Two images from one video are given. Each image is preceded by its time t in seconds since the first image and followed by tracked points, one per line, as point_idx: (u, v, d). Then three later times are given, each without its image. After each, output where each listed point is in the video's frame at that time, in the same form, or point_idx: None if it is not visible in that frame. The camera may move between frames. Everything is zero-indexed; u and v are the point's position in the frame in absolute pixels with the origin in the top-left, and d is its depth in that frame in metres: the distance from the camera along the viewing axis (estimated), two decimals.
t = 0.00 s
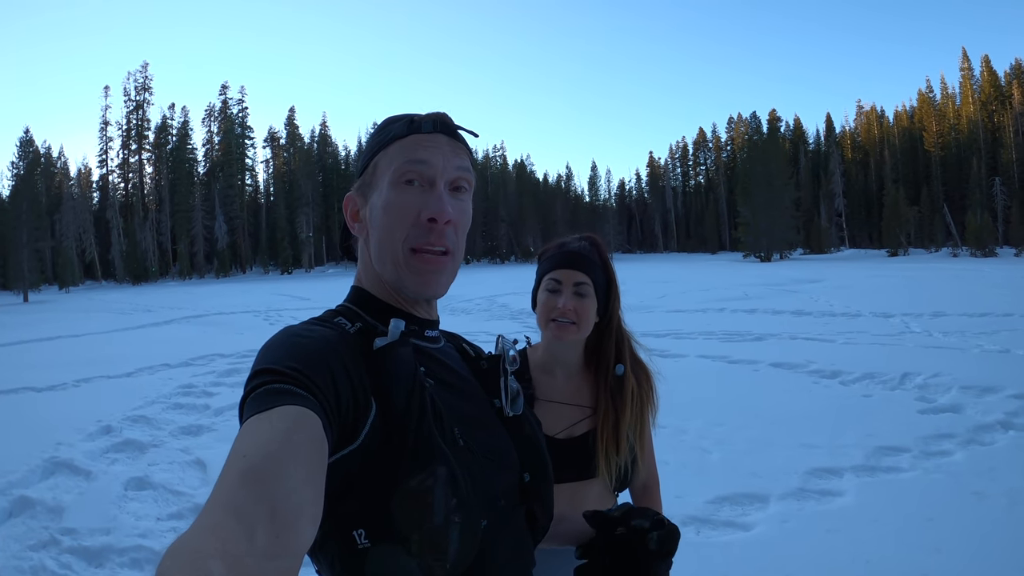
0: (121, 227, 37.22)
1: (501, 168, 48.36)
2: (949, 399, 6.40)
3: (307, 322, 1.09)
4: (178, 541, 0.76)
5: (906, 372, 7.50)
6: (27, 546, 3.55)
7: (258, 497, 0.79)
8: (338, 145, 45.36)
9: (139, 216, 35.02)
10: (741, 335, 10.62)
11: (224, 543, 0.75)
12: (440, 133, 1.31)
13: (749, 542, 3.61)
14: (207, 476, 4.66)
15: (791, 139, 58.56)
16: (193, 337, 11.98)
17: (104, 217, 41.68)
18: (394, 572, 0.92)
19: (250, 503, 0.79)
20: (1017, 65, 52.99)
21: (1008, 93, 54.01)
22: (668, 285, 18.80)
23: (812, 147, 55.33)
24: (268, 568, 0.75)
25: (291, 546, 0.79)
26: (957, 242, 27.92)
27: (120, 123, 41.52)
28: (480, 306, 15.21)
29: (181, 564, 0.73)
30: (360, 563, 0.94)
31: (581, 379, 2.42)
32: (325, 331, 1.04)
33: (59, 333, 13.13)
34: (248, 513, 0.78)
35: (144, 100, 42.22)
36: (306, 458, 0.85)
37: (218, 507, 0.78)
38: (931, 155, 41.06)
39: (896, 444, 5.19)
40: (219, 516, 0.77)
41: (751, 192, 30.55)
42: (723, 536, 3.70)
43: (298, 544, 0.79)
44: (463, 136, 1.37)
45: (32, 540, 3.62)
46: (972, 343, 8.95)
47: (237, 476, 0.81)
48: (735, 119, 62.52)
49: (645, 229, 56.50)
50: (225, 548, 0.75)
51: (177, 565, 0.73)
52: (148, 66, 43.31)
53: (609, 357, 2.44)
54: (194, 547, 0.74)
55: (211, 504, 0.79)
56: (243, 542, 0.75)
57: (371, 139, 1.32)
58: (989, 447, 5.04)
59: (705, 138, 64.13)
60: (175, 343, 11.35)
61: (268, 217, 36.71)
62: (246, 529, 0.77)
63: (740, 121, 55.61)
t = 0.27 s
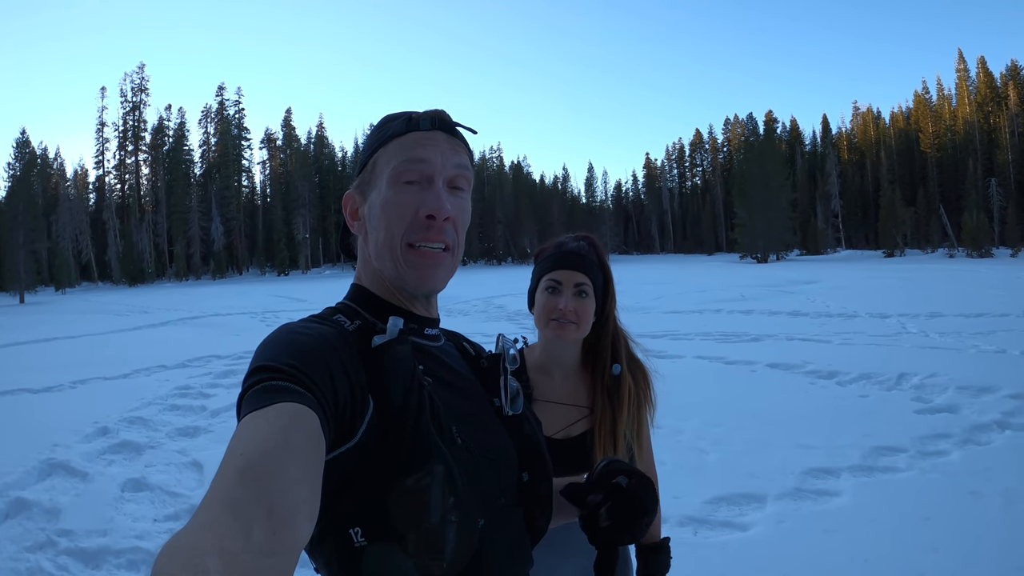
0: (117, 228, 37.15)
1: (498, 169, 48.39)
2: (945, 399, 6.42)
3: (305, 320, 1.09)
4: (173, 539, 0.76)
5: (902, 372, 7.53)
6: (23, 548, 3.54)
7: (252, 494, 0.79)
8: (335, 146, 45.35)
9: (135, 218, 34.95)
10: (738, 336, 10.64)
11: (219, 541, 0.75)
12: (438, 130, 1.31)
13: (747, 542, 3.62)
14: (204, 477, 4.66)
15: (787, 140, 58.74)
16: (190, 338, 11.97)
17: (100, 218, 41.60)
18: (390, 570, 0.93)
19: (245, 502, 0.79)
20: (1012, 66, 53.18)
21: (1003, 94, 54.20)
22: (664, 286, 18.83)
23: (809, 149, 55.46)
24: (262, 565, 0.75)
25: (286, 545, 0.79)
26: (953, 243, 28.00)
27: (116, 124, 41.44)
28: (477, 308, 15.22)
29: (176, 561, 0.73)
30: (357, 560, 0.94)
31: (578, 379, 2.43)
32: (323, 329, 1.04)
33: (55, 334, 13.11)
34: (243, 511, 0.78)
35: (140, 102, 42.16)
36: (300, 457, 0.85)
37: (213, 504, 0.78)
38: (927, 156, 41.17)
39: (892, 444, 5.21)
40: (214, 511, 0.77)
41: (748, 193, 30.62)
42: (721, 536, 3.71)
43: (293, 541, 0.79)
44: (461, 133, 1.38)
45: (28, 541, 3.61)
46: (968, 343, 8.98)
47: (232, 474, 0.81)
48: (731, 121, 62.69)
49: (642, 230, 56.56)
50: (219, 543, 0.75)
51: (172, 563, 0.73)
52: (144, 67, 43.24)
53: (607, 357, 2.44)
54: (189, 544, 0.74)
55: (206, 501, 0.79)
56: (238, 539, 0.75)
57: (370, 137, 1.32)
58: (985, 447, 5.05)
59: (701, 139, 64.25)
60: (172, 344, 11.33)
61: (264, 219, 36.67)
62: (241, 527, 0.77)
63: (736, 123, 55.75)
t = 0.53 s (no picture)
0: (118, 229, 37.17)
1: (498, 169, 48.38)
2: (945, 399, 6.42)
3: (300, 322, 1.09)
4: (164, 545, 0.75)
5: (903, 372, 7.52)
6: (23, 548, 3.54)
7: (244, 499, 0.79)
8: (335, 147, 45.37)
9: (136, 218, 35.00)
10: (739, 336, 10.63)
11: (210, 547, 0.75)
12: (433, 128, 1.31)
13: (746, 542, 3.61)
14: (204, 477, 4.66)
15: (787, 140, 58.72)
16: (191, 339, 11.98)
17: (101, 219, 41.64)
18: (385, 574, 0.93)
19: (237, 507, 0.79)
20: (1013, 66, 53.11)
21: (1004, 93, 54.13)
22: (665, 286, 18.83)
23: (809, 149, 55.44)
24: (253, 569, 0.75)
25: (279, 550, 0.79)
26: (953, 243, 27.98)
27: (117, 125, 41.49)
28: (478, 308, 15.23)
29: (169, 567, 0.72)
30: (353, 563, 0.94)
31: (576, 380, 2.42)
32: (318, 331, 1.04)
33: (56, 335, 13.12)
34: (234, 517, 0.78)
35: (141, 102, 42.20)
36: (292, 462, 0.85)
37: (204, 510, 0.78)
38: (928, 155, 41.13)
39: (893, 444, 5.20)
40: (206, 518, 0.77)
41: (748, 193, 30.61)
42: (721, 537, 3.71)
43: (285, 547, 0.79)
44: (456, 132, 1.37)
45: (28, 542, 3.62)
46: (969, 343, 8.97)
47: (224, 478, 0.81)
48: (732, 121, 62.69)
49: (642, 230, 56.54)
50: (211, 551, 0.74)
51: (165, 568, 0.73)
52: (145, 68, 43.31)
53: (603, 357, 2.44)
54: (181, 552, 0.74)
55: (199, 506, 0.79)
56: (229, 545, 0.75)
57: (364, 137, 1.33)
58: (986, 447, 5.05)
59: (702, 139, 64.25)
60: (172, 345, 11.34)
61: (265, 219, 36.67)
62: (232, 533, 0.77)
63: (736, 123, 55.76)
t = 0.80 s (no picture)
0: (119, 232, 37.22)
1: (498, 170, 48.34)
2: (947, 397, 6.40)
3: (296, 323, 1.09)
4: (162, 547, 0.76)
5: (904, 371, 7.51)
6: (26, 551, 3.54)
7: (243, 502, 0.80)
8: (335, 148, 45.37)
9: (136, 221, 35.01)
10: (740, 335, 10.62)
11: (206, 550, 0.74)
12: (430, 127, 1.31)
13: (748, 542, 3.61)
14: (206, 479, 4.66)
15: (788, 139, 58.67)
16: (193, 341, 11.99)
17: (102, 222, 41.66)
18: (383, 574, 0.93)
19: (234, 509, 0.79)
20: (1013, 63, 53.04)
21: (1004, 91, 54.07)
22: (666, 285, 18.82)
23: (809, 148, 55.38)
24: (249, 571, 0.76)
25: (274, 552, 0.79)
26: (955, 241, 27.92)
27: (117, 128, 41.51)
28: (478, 308, 15.23)
29: (164, 567, 0.72)
30: (350, 563, 0.94)
31: (575, 381, 2.43)
32: (314, 332, 1.04)
33: (59, 338, 13.15)
34: (230, 518, 0.78)
35: (141, 105, 42.22)
36: (288, 464, 0.85)
37: (201, 512, 0.78)
38: (929, 153, 41.06)
39: (894, 442, 5.20)
40: (202, 520, 0.77)
41: (749, 192, 30.56)
42: (722, 537, 3.70)
43: (281, 549, 0.79)
44: (454, 132, 1.37)
45: (30, 544, 3.62)
46: (971, 341, 8.95)
47: (221, 481, 0.81)
48: (732, 120, 62.65)
49: (644, 230, 56.45)
50: (207, 552, 0.74)
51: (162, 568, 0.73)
52: (145, 71, 43.34)
53: (601, 357, 2.44)
54: (176, 553, 0.74)
55: (195, 508, 0.79)
56: (225, 548, 0.75)
57: (361, 138, 1.33)
58: (987, 444, 5.04)
59: (702, 139, 64.20)
60: (174, 347, 11.34)
61: (266, 221, 36.71)
62: (228, 535, 0.77)
63: (736, 122, 55.71)
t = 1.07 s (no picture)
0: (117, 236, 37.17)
1: (496, 170, 48.36)
2: (947, 393, 6.41)
3: (298, 323, 1.09)
4: (164, 548, 0.75)
5: (904, 366, 7.52)
6: (27, 556, 3.53)
7: (246, 504, 0.79)
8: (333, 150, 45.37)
9: (134, 225, 35.00)
10: (739, 332, 10.63)
11: (209, 550, 0.74)
12: (435, 129, 1.31)
13: (749, 539, 3.61)
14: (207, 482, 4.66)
15: (785, 136, 58.74)
16: (192, 344, 11.99)
17: (100, 226, 41.63)
18: None
19: (237, 508, 0.79)
20: (1009, 58, 53.14)
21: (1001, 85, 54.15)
22: (665, 284, 18.84)
23: (807, 145, 55.48)
24: (251, 572, 0.75)
25: (277, 552, 0.78)
26: (952, 236, 28.00)
27: (114, 132, 41.50)
28: (477, 309, 15.23)
29: (166, 568, 0.72)
30: (353, 563, 0.94)
31: (574, 380, 2.43)
32: (316, 332, 1.04)
33: (58, 342, 13.13)
34: (232, 518, 0.78)
35: (138, 109, 42.23)
36: (291, 464, 0.84)
37: (203, 512, 0.78)
38: (926, 149, 41.09)
39: (895, 438, 5.20)
40: (204, 522, 0.77)
41: (746, 190, 30.62)
42: (724, 534, 3.70)
43: (284, 549, 0.79)
44: (458, 132, 1.37)
45: (31, 550, 3.61)
46: (969, 336, 8.97)
47: (224, 481, 0.81)
48: (729, 117, 62.72)
49: (641, 229, 56.55)
50: (210, 553, 0.74)
51: (165, 567, 0.72)
52: (141, 75, 43.32)
53: (600, 355, 2.44)
54: (179, 553, 0.73)
55: (195, 511, 0.79)
56: (228, 548, 0.75)
57: (365, 138, 1.33)
58: (987, 439, 5.05)
59: (699, 136, 64.29)
60: (173, 351, 11.34)
61: (264, 223, 36.67)
62: (231, 535, 0.76)
63: (733, 120, 55.76)
